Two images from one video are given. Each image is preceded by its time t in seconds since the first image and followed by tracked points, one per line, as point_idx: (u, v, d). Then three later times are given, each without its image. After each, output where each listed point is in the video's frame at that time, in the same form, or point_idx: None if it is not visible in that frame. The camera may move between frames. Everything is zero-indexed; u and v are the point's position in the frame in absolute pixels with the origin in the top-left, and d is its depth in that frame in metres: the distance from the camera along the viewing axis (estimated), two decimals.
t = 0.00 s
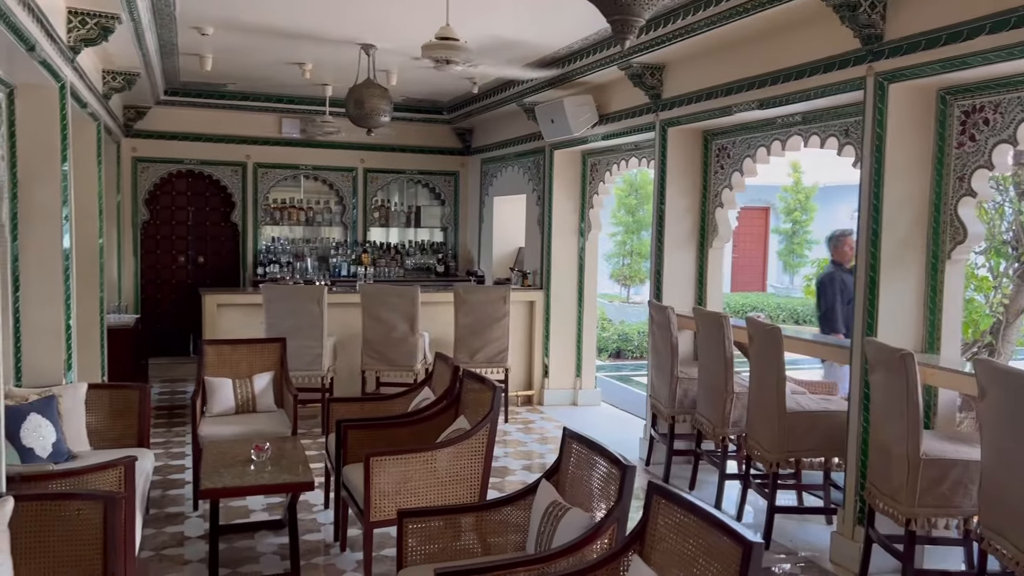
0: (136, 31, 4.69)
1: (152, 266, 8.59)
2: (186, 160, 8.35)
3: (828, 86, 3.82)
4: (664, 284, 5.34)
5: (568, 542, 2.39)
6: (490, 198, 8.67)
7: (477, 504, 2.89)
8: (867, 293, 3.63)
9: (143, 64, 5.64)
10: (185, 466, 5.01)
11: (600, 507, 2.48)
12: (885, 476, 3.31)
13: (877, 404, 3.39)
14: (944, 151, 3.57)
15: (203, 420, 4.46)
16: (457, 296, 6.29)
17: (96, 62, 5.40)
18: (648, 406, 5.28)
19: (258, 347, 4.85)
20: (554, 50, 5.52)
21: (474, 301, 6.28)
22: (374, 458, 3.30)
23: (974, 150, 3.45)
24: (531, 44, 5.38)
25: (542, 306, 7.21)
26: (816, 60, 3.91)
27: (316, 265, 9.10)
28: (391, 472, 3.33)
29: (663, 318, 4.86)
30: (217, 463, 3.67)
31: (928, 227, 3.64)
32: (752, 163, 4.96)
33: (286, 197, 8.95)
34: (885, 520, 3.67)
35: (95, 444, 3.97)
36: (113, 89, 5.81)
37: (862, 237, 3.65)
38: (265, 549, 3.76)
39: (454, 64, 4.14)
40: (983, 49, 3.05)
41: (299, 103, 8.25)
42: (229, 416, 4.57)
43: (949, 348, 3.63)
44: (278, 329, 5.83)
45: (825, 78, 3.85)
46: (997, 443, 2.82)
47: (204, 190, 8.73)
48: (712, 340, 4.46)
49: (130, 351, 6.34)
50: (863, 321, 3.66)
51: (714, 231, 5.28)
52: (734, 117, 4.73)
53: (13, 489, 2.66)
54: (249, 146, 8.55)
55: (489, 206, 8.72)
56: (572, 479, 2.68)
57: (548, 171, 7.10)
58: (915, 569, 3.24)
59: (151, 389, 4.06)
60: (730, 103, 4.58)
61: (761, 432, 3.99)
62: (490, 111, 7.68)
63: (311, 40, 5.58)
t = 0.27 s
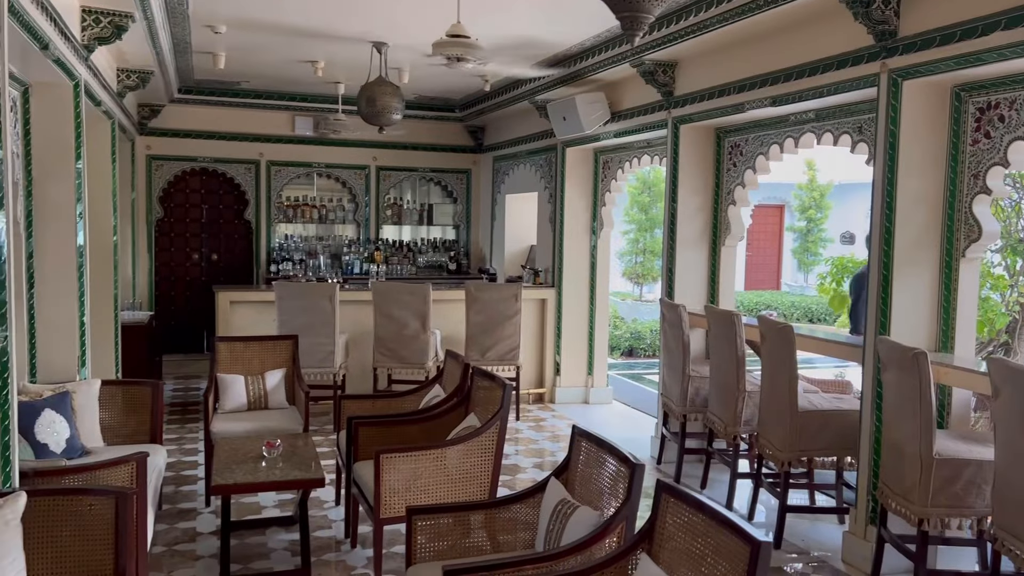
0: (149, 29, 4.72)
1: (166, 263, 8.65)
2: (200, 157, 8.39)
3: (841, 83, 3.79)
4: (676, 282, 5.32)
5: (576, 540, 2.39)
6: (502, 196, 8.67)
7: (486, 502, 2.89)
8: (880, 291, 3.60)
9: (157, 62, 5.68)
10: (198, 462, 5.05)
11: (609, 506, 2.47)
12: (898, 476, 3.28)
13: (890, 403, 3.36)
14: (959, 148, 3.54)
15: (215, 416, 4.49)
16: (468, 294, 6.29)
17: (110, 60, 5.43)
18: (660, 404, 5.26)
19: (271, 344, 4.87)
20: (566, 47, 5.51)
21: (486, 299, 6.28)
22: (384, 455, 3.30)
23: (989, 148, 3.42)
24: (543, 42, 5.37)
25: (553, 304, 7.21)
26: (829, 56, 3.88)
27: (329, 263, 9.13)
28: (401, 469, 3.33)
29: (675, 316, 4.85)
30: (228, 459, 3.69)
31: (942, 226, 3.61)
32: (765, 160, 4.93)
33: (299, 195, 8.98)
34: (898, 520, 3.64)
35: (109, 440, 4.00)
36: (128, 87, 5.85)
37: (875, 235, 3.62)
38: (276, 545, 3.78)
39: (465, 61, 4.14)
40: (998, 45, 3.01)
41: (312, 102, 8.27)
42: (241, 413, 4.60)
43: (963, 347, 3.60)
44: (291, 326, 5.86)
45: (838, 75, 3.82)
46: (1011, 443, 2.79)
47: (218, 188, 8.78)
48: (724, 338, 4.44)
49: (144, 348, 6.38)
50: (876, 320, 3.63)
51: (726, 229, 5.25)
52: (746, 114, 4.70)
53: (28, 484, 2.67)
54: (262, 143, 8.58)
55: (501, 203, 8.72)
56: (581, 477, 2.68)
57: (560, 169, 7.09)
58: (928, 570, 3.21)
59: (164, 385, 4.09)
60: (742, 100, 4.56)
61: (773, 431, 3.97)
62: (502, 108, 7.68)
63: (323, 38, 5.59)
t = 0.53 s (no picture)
0: (157, 29, 4.74)
1: (175, 262, 8.69)
2: (208, 156, 8.43)
3: (849, 80, 3.78)
4: (683, 281, 5.31)
5: (582, 537, 2.38)
6: (510, 194, 8.67)
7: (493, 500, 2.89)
8: (888, 290, 3.58)
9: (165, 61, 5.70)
10: (206, 459, 5.07)
11: (614, 504, 2.47)
12: (906, 475, 3.27)
13: (898, 401, 3.34)
14: (967, 145, 3.53)
15: (223, 414, 4.51)
16: (476, 293, 6.30)
17: (119, 60, 5.46)
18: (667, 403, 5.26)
19: (278, 343, 4.89)
20: (573, 45, 5.50)
21: (493, 297, 6.28)
22: (390, 453, 3.31)
23: (999, 145, 3.41)
24: (550, 40, 5.36)
25: (561, 303, 7.21)
26: (837, 53, 3.86)
27: (337, 261, 9.15)
28: (407, 467, 3.34)
29: (683, 314, 4.84)
30: (236, 457, 3.70)
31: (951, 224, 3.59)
32: (772, 157, 4.92)
33: (307, 194, 9.00)
34: (906, 519, 3.63)
35: (117, 438, 4.03)
36: (137, 86, 5.87)
37: (883, 233, 3.60)
38: (283, 543, 3.79)
39: (470, 59, 4.13)
40: (1007, 41, 3.00)
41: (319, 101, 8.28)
42: (249, 411, 4.61)
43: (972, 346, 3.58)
44: (299, 325, 5.87)
45: (846, 72, 3.80)
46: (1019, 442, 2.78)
47: (226, 187, 8.80)
48: (731, 337, 4.43)
49: (153, 346, 6.41)
50: (884, 319, 3.61)
51: (734, 227, 5.23)
52: (754, 112, 4.69)
53: (37, 481, 2.72)
54: (270, 142, 8.60)
55: (509, 202, 8.72)
56: (587, 475, 2.68)
57: (567, 167, 7.09)
58: (935, 569, 3.20)
59: (172, 383, 4.11)
60: (749, 97, 4.55)
61: (781, 430, 3.96)
62: (509, 107, 7.67)
63: (330, 36, 5.60)
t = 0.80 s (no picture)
0: (158, 28, 4.75)
1: (178, 261, 8.70)
2: (210, 155, 8.44)
3: (849, 77, 3.77)
4: (685, 278, 5.31)
5: (582, 534, 2.39)
6: (511, 192, 8.67)
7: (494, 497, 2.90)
8: (889, 286, 3.58)
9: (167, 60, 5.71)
10: (209, 458, 5.08)
11: (614, 501, 2.47)
12: (907, 472, 3.27)
13: (899, 398, 3.34)
14: (968, 142, 3.52)
15: (225, 412, 4.52)
16: (477, 291, 6.30)
17: (120, 59, 5.47)
18: (669, 400, 5.26)
19: (280, 341, 4.89)
20: (574, 43, 5.50)
21: (495, 295, 6.28)
22: (392, 451, 3.31)
23: (1000, 141, 3.40)
24: (551, 37, 5.36)
25: (562, 301, 7.21)
26: (838, 50, 3.86)
27: (339, 260, 9.15)
28: (408, 465, 3.35)
29: (684, 312, 4.84)
30: (237, 455, 3.71)
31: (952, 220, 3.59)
32: (774, 154, 4.91)
33: (309, 192, 9.01)
34: (907, 516, 3.63)
35: (120, 436, 4.04)
36: (138, 85, 5.88)
37: (884, 230, 3.60)
38: (285, 540, 3.80)
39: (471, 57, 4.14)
40: (1007, 38, 2.99)
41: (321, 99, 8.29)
42: (251, 409, 4.62)
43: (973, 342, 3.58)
44: (300, 323, 5.88)
45: (846, 69, 3.80)
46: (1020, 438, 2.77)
47: (228, 185, 8.82)
48: (732, 334, 4.43)
49: (155, 345, 6.43)
50: (885, 316, 3.61)
51: (736, 225, 5.23)
52: (755, 109, 4.68)
53: (39, 479, 2.72)
54: (272, 141, 8.61)
55: (511, 200, 8.72)
56: (587, 472, 2.68)
57: (569, 165, 7.08)
58: (937, 566, 3.20)
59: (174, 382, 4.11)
60: (750, 95, 4.54)
61: (782, 427, 3.96)
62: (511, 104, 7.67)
63: (331, 35, 5.61)
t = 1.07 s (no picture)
0: (150, 26, 4.74)
1: (172, 260, 8.68)
2: (204, 154, 8.42)
3: (841, 74, 3.79)
4: (679, 275, 5.32)
5: (576, 530, 2.40)
6: (506, 190, 8.67)
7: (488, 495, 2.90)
8: (881, 283, 3.59)
9: (160, 59, 5.70)
10: (203, 457, 5.07)
11: (608, 498, 2.48)
12: (899, 467, 3.29)
13: (892, 394, 3.36)
14: (959, 138, 3.53)
15: (220, 411, 4.52)
16: (471, 289, 6.30)
17: (113, 58, 5.46)
18: (663, 397, 5.27)
19: (274, 340, 4.89)
20: (567, 40, 5.50)
21: (489, 293, 6.28)
22: (386, 449, 3.31)
23: (991, 138, 3.40)
24: (544, 36, 5.37)
25: (557, 299, 7.21)
26: (829, 47, 3.87)
27: (333, 258, 9.14)
28: (402, 463, 3.35)
29: (678, 309, 4.85)
30: (231, 454, 3.71)
31: (944, 217, 3.60)
32: (766, 152, 4.92)
33: (303, 191, 9.00)
34: (900, 512, 3.64)
35: (113, 435, 4.03)
36: (131, 85, 5.87)
37: (876, 227, 3.62)
38: (280, 539, 3.80)
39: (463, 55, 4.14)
40: (998, 34, 3.00)
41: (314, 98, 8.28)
42: (245, 408, 4.62)
43: (965, 338, 3.59)
44: (295, 322, 5.87)
45: (838, 66, 3.81)
46: (1011, 433, 2.79)
47: (222, 184, 8.80)
48: (726, 331, 4.44)
49: (149, 344, 6.41)
50: (877, 312, 3.62)
51: (729, 222, 5.24)
52: (747, 106, 4.69)
53: (31, 478, 2.71)
54: (266, 140, 8.60)
55: (505, 198, 8.72)
56: (580, 469, 2.69)
57: (563, 163, 7.09)
58: (929, 561, 3.21)
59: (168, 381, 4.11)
60: (743, 92, 4.55)
61: (776, 423, 3.97)
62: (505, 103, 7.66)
63: (324, 33, 5.60)
